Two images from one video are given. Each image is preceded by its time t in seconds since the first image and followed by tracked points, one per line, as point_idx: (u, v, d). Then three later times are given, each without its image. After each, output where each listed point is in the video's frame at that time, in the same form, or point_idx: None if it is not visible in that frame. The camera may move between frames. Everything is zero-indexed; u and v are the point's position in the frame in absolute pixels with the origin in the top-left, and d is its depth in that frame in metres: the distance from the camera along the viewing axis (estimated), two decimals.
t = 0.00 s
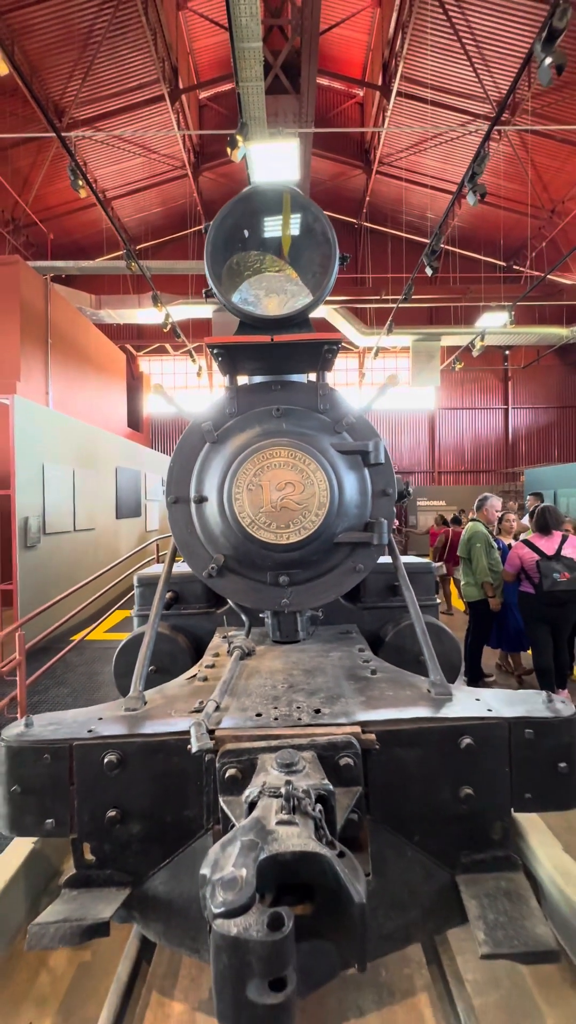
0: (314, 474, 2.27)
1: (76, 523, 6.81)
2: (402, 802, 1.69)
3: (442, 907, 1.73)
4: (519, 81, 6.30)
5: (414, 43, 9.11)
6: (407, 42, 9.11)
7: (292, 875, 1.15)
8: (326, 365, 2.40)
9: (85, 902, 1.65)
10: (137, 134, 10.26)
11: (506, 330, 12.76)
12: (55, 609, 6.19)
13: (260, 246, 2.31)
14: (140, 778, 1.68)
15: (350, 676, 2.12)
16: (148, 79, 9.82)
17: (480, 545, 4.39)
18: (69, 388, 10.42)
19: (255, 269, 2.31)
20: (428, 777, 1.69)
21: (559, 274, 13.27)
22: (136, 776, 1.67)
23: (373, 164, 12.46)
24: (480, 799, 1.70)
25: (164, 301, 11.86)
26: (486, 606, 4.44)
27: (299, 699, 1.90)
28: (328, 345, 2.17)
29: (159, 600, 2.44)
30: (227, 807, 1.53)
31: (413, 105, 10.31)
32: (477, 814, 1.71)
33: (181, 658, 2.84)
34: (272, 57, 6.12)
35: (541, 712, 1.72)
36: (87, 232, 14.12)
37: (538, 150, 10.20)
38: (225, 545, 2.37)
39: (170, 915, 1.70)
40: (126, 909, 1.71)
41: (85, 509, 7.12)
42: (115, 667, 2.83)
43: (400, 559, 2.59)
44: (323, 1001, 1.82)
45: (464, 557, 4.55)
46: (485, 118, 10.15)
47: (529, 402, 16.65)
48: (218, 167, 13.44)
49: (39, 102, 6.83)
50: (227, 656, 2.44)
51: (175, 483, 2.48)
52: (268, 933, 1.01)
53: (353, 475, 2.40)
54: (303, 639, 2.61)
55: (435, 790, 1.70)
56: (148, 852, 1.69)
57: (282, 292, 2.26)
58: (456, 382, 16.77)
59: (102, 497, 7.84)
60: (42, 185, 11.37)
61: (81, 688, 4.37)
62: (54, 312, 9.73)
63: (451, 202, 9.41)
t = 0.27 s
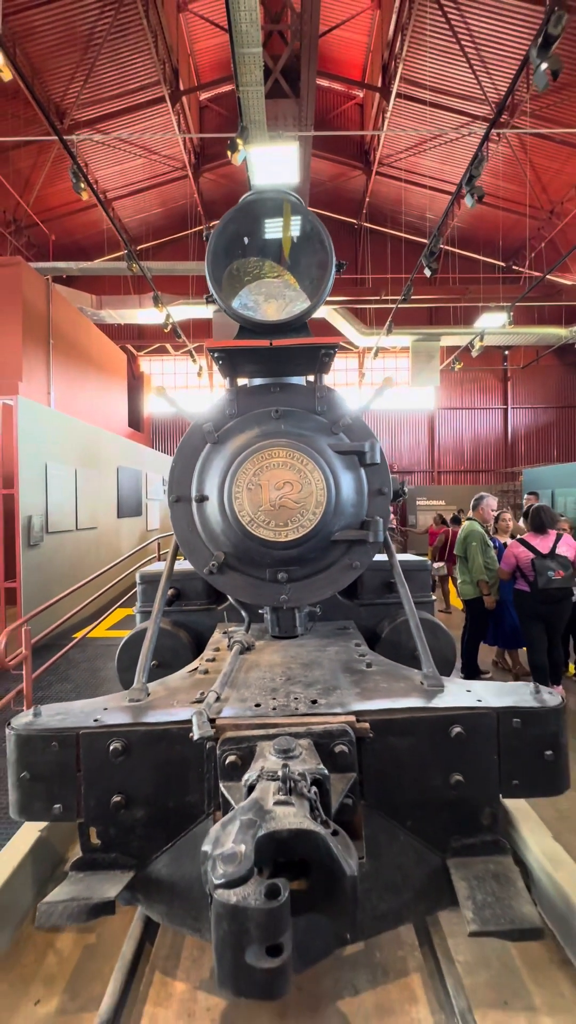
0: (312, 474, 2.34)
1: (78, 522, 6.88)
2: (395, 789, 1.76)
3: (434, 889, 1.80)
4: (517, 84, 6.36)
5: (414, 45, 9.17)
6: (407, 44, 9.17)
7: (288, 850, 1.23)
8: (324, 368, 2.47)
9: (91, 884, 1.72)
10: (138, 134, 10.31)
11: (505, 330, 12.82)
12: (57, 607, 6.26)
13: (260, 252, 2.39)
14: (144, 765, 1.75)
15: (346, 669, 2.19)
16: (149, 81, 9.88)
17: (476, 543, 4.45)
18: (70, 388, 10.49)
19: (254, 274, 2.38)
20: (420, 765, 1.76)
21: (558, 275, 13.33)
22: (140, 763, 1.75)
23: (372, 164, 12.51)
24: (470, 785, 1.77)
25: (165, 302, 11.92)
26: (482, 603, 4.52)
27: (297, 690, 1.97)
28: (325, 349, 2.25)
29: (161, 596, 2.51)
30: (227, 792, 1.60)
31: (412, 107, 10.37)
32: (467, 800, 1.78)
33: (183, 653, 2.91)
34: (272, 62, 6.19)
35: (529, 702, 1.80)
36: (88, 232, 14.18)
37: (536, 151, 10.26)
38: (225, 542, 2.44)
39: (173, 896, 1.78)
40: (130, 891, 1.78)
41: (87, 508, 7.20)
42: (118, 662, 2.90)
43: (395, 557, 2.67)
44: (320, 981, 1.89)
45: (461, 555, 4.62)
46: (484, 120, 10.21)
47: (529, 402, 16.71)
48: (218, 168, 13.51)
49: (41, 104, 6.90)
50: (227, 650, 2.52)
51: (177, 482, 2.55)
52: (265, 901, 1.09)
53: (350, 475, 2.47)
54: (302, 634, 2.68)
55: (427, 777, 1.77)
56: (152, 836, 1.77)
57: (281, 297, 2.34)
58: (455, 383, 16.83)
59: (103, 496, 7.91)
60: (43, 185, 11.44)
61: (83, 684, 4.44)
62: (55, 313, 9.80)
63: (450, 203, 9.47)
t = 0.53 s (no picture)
0: (310, 474, 2.41)
1: (81, 521, 6.96)
2: (389, 776, 1.84)
3: (427, 872, 1.87)
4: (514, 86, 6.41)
5: (413, 47, 9.24)
6: (406, 46, 9.23)
7: (286, 829, 1.30)
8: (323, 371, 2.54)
9: (98, 867, 1.80)
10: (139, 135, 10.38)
11: (505, 330, 12.86)
12: (60, 605, 6.34)
13: (260, 258, 2.47)
14: (149, 753, 1.83)
15: (343, 663, 2.26)
16: (151, 83, 9.95)
17: (473, 542, 4.52)
18: (72, 389, 10.56)
19: (254, 280, 2.48)
20: (413, 753, 1.84)
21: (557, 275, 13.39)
22: (145, 751, 1.82)
23: (372, 165, 12.56)
24: (461, 773, 1.84)
25: (165, 302, 11.99)
26: (478, 601, 4.60)
27: (295, 682, 2.04)
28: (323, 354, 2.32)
29: (164, 593, 2.59)
30: (228, 779, 1.68)
31: (412, 108, 10.43)
32: (458, 787, 1.86)
33: (185, 648, 2.98)
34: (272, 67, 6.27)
35: (519, 694, 1.87)
36: (89, 233, 14.26)
37: (535, 152, 10.32)
38: (226, 540, 2.52)
39: (175, 879, 1.85)
40: (135, 875, 1.85)
41: (89, 508, 7.27)
42: (121, 657, 2.97)
43: (391, 555, 2.74)
44: (317, 961, 1.97)
45: (458, 554, 4.69)
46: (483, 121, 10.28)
47: (528, 402, 16.77)
48: (219, 169, 13.59)
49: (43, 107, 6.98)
50: (227, 645, 2.60)
51: (179, 481, 2.63)
52: (264, 874, 1.16)
53: (347, 475, 2.55)
54: (300, 630, 2.75)
55: (419, 765, 1.84)
56: (156, 821, 1.85)
57: (280, 303, 2.44)
58: (455, 383, 16.88)
59: (105, 496, 7.98)
60: (45, 187, 11.51)
61: (87, 680, 4.52)
62: (57, 314, 9.89)
63: (449, 204, 9.54)
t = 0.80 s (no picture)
0: (307, 474, 2.47)
1: (81, 521, 7.01)
2: (382, 767, 1.90)
3: (419, 860, 1.93)
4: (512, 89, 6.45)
5: (411, 49, 9.29)
6: (405, 48, 9.29)
7: (283, 815, 1.37)
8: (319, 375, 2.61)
9: (101, 854, 1.86)
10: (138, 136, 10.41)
11: (503, 331, 12.92)
12: (60, 604, 6.39)
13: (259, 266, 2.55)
14: (150, 744, 1.89)
15: (339, 659, 2.33)
16: (151, 83, 9.98)
17: (468, 542, 4.59)
18: (71, 389, 10.61)
19: (253, 287, 2.55)
20: (406, 744, 1.90)
21: (555, 276, 13.45)
22: (146, 743, 1.88)
23: (371, 166, 12.61)
24: (452, 764, 1.91)
25: (165, 302, 12.03)
26: (474, 599, 4.67)
27: (292, 677, 2.11)
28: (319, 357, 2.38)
29: (165, 591, 2.65)
30: (227, 769, 1.74)
31: (410, 110, 10.48)
32: (450, 777, 1.92)
33: (185, 645, 3.04)
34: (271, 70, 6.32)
35: (508, 687, 1.93)
36: (88, 233, 14.28)
37: (533, 154, 10.37)
38: (225, 539, 2.58)
39: (176, 866, 1.91)
40: (137, 863, 1.91)
41: (89, 507, 7.32)
42: (123, 655, 3.03)
43: (387, 554, 2.80)
44: (314, 946, 2.03)
45: (453, 553, 4.76)
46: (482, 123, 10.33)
47: (526, 402, 16.84)
48: (218, 169, 13.63)
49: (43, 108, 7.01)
50: (226, 642, 2.66)
51: (179, 482, 2.69)
52: (262, 855, 1.23)
53: (344, 476, 2.61)
54: (297, 627, 2.81)
55: (412, 757, 1.91)
56: (157, 811, 1.91)
57: (278, 310, 2.52)
58: (453, 383, 16.95)
59: (105, 495, 8.03)
60: (44, 186, 11.53)
61: (88, 677, 4.58)
62: (57, 314, 9.93)
63: (447, 206, 9.58)
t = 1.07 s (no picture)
0: (308, 474, 2.54)
1: (84, 520, 7.09)
2: (380, 757, 1.97)
3: (415, 847, 2.01)
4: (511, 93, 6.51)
5: (411, 52, 9.35)
6: (404, 51, 9.35)
7: (285, 799, 1.44)
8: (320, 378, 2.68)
9: (109, 841, 1.93)
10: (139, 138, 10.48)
11: (502, 332, 12.98)
12: (63, 603, 6.46)
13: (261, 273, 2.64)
14: (157, 735, 1.96)
15: (339, 654, 2.40)
16: (152, 85, 10.03)
17: (466, 541, 4.66)
18: (73, 389, 10.68)
19: (256, 293, 2.64)
20: (403, 735, 1.97)
21: (554, 277, 13.51)
22: (153, 734, 1.95)
23: (371, 168, 12.67)
24: (448, 754, 1.98)
25: (166, 303, 12.09)
26: (472, 597, 4.74)
27: (293, 670, 2.18)
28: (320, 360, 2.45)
29: (169, 589, 2.72)
30: (231, 758, 1.81)
31: (410, 112, 10.55)
32: (446, 767, 1.99)
33: (188, 641, 3.12)
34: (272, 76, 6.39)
35: (502, 681, 2.00)
36: (89, 234, 14.35)
37: (532, 156, 10.43)
38: (228, 538, 2.65)
39: (182, 853, 1.98)
40: (144, 849, 1.99)
41: (91, 507, 7.38)
42: (128, 652, 3.10)
43: (386, 552, 2.88)
44: (314, 931, 2.10)
45: (452, 553, 4.82)
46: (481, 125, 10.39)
47: (525, 403, 16.91)
48: (219, 171, 13.70)
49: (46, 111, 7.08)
50: (229, 638, 2.73)
51: (183, 482, 2.77)
52: (265, 834, 1.30)
53: (343, 476, 2.68)
54: (298, 624, 2.88)
55: (409, 747, 1.98)
56: (163, 799, 1.98)
57: (280, 315, 2.60)
58: (453, 383, 17.01)
59: (107, 495, 8.10)
60: (46, 188, 11.60)
61: (92, 675, 4.65)
62: (59, 315, 10.00)
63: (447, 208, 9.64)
